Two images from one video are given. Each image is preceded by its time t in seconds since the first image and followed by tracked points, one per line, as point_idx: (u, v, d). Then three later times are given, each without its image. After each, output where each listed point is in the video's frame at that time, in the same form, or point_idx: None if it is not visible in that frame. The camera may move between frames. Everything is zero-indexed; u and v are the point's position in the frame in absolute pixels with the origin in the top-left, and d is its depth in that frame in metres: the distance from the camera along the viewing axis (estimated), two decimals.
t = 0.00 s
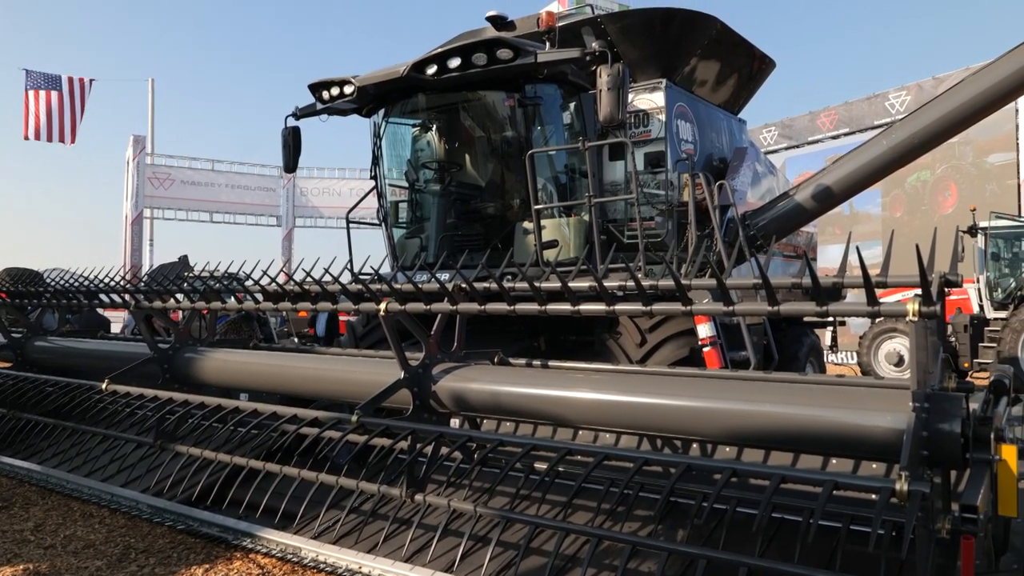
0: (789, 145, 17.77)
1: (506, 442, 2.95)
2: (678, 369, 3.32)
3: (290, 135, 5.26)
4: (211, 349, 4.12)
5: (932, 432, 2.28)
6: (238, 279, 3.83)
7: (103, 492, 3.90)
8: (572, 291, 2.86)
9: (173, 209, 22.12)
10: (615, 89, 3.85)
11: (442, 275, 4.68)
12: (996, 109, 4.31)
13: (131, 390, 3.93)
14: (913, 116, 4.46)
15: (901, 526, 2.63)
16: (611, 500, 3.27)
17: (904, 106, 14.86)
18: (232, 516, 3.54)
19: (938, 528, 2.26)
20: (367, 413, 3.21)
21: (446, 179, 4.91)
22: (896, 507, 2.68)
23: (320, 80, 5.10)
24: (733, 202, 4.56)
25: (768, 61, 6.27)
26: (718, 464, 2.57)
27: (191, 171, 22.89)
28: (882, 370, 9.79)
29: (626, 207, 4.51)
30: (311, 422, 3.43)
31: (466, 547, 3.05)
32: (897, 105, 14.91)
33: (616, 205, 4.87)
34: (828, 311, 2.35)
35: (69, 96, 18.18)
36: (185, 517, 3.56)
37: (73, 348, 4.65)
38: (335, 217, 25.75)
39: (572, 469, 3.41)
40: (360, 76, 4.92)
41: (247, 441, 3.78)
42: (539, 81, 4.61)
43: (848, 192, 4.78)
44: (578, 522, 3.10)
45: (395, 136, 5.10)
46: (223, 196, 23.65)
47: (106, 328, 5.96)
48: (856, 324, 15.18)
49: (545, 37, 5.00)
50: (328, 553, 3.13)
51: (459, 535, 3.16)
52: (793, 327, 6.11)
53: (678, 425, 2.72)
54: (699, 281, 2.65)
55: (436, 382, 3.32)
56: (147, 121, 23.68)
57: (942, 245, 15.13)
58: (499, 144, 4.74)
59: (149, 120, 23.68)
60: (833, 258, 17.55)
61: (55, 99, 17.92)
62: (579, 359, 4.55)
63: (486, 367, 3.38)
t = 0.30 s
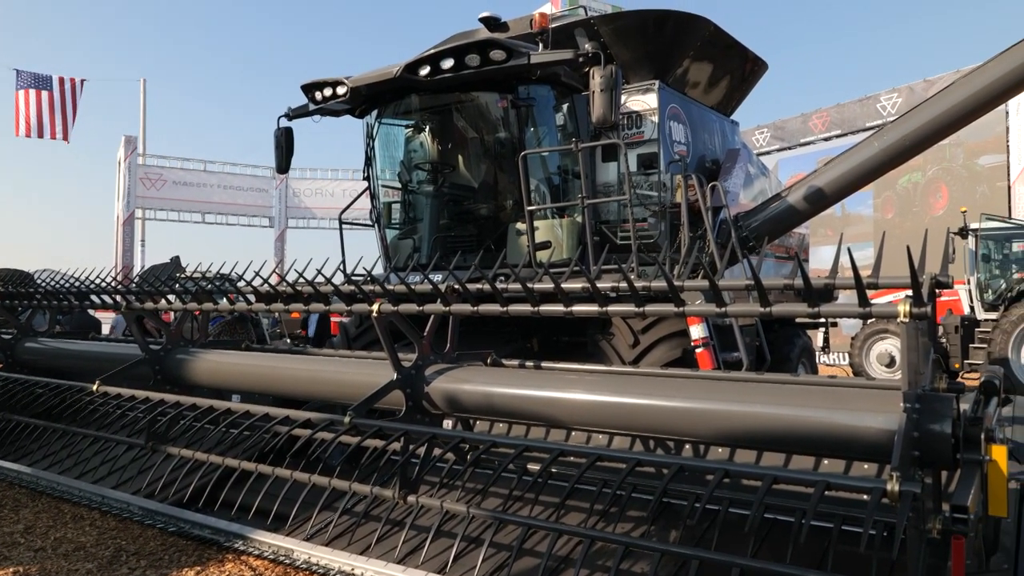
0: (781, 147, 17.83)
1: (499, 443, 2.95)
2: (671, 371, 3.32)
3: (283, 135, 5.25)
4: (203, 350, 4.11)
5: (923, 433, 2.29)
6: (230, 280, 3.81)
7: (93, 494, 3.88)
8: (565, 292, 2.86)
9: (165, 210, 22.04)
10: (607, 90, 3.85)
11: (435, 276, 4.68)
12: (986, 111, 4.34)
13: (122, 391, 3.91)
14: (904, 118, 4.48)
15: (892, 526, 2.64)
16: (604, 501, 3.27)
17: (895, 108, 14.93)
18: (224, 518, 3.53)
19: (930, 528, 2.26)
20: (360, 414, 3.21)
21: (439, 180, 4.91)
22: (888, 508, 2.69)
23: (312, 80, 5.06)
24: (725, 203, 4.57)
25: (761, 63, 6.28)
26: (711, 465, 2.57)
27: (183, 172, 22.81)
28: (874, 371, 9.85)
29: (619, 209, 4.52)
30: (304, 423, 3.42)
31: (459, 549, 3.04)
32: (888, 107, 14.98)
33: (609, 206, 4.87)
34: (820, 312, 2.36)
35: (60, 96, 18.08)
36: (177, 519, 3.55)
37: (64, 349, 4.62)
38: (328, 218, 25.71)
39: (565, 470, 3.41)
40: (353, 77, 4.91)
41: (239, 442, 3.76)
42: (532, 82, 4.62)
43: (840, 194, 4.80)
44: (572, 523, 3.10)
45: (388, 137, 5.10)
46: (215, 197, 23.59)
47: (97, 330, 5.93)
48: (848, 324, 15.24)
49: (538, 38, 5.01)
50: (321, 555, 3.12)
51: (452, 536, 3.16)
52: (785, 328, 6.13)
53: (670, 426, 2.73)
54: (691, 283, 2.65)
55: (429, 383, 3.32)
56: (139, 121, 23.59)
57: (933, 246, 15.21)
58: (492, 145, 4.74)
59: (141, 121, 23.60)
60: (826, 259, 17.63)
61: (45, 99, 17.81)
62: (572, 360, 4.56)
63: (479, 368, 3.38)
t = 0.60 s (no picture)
0: (772, 149, 17.90)
1: (491, 445, 2.94)
2: (663, 372, 3.32)
3: (275, 136, 5.24)
4: (194, 351, 4.09)
5: (913, 434, 2.30)
6: (221, 281, 3.80)
7: (83, 497, 3.86)
8: (557, 293, 2.86)
9: (156, 211, 21.95)
10: (600, 92, 3.85)
11: (427, 277, 4.68)
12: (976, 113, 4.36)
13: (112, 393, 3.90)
14: (895, 119, 4.50)
15: (883, 527, 2.65)
16: (596, 503, 3.27)
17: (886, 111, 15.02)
18: (215, 520, 3.51)
19: (920, 528, 2.27)
20: (352, 416, 3.20)
21: (431, 181, 4.91)
22: (877, 508, 2.70)
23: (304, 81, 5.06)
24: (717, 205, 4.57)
25: (752, 65, 6.30)
26: (702, 466, 2.58)
27: (174, 172, 22.70)
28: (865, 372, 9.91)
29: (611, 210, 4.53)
30: (295, 425, 3.41)
31: (451, 550, 3.04)
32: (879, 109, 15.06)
33: (601, 207, 4.88)
34: (811, 314, 2.36)
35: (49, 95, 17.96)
36: (167, 522, 3.53)
37: (54, 350, 4.60)
38: (320, 219, 25.67)
39: (557, 471, 3.41)
40: (345, 78, 4.90)
41: (231, 444, 3.75)
42: (525, 84, 4.62)
43: (831, 196, 4.82)
44: (564, 525, 3.10)
45: (380, 138, 5.09)
46: (207, 197, 23.51)
47: (87, 331, 5.90)
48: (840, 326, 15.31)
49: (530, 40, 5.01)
50: (312, 557, 3.11)
51: (444, 538, 3.15)
52: (777, 330, 6.15)
53: (662, 427, 2.73)
54: (683, 284, 2.65)
55: (420, 384, 3.31)
56: (130, 121, 23.47)
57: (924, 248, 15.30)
58: (484, 147, 4.75)
59: (132, 121, 23.48)
60: (818, 261, 17.72)
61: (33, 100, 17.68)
62: (565, 362, 4.56)
63: (471, 369, 3.38)
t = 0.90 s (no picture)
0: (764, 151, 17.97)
1: (483, 446, 2.94)
2: (655, 374, 3.33)
3: (266, 137, 5.22)
4: (184, 353, 4.07)
5: (904, 435, 2.32)
6: (212, 284, 3.79)
7: (73, 500, 3.84)
8: (549, 295, 2.86)
9: (147, 212, 21.85)
10: (592, 94, 3.86)
11: (420, 279, 4.67)
12: (966, 115, 4.39)
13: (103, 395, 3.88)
14: (886, 122, 4.52)
15: (873, 528, 2.66)
16: (589, 504, 3.27)
17: (877, 113, 15.10)
18: (206, 523, 3.50)
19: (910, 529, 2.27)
20: (344, 418, 3.20)
21: (423, 183, 4.91)
22: (869, 509, 2.71)
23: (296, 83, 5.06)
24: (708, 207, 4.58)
25: (744, 68, 6.32)
26: (694, 468, 2.58)
27: (165, 174, 22.60)
28: (856, 374, 9.96)
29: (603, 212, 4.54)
30: (287, 427, 3.40)
31: (443, 552, 3.03)
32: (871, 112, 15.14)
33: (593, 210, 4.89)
34: (802, 316, 2.37)
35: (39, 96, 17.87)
36: (158, 525, 3.51)
37: (44, 353, 4.57)
38: (312, 220, 25.61)
39: (549, 473, 3.41)
40: (337, 80, 4.90)
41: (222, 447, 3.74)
42: (517, 86, 4.63)
43: (822, 198, 4.84)
44: (556, 527, 3.10)
45: (372, 139, 5.08)
46: (198, 199, 23.42)
47: (77, 333, 5.87)
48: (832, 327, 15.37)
49: (522, 42, 5.02)
50: (304, 559, 3.10)
51: (436, 540, 3.15)
52: (768, 332, 6.17)
53: (654, 429, 2.74)
54: (675, 286, 2.66)
55: (412, 387, 3.31)
56: (120, 122, 23.36)
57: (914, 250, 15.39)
58: (477, 148, 4.75)
59: (122, 122, 23.37)
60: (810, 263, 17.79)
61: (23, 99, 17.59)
62: (557, 364, 4.56)
63: (464, 371, 3.37)
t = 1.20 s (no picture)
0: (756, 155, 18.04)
1: (475, 449, 2.94)
2: (646, 376, 3.33)
3: (258, 140, 5.21)
4: (175, 356, 4.06)
5: (894, 437, 2.32)
6: (203, 286, 3.78)
7: (62, 503, 3.81)
8: (541, 298, 2.85)
9: (138, 215, 21.74)
10: (584, 97, 3.87)
11: (412, 282, 4.67)
12: (955, 120, 4.42)
13: (93, 398, 3.86)
14: (876, 126, 4.54)
15: (864, 530, 2.67)
16: (580, 507, 3.27)
17: (868, 117, 15.18)
18: (197, 526, 3.48)
19: (901, 532, 2.28)
20: (335, 420, 3.19)
21: (416, 185, 4.91)
22: (860, 512, 2.71)
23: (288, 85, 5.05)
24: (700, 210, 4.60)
25: (735, 71, 6.34)
26: (686, 470, 2.59)
27: (156, 176, 22.51)
28: (848, 376, 10.01)
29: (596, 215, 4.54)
30: (278, 430, 3.39)
31: (434, 555, 3.02)
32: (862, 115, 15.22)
33: (586, 212, 4.90)
34: (793, 319, 2.37)
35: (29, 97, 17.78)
36: (148, 528, 3.49)
37: (33, 356, 4.55)
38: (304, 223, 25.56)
39: (541, 475, 3.41)
40: (329, 82, 4.89)
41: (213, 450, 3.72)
42: (509, 88, 4.63)
43: (813, 202, 4.86)
44: (548, 529, 3.09)
45: (364, 142, 5.07)
46: (189, 201, 23.31)
47: (67, 336, 5.83)
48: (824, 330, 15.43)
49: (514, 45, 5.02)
50: (295, 563, 3.08)
51: (428, 543, 3.14)
52: (760, 334, 6.19)
53: (646, 431, 2.74)
54: (666, 289, 2.66)
55: (404, 389, 3.30)
56: (111, 124, 23.25)
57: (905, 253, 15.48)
58: (469, 151, 4.75)
59: (113, 124, 23.26)
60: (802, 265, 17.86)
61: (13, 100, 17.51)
62: (549, 366, 4.56)
63: (456, 374, 3.37)
